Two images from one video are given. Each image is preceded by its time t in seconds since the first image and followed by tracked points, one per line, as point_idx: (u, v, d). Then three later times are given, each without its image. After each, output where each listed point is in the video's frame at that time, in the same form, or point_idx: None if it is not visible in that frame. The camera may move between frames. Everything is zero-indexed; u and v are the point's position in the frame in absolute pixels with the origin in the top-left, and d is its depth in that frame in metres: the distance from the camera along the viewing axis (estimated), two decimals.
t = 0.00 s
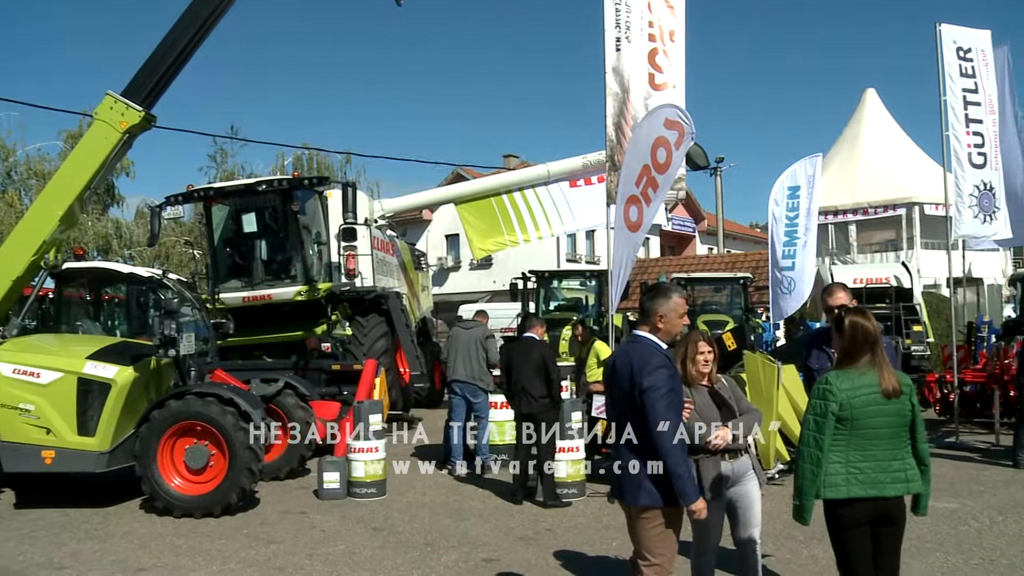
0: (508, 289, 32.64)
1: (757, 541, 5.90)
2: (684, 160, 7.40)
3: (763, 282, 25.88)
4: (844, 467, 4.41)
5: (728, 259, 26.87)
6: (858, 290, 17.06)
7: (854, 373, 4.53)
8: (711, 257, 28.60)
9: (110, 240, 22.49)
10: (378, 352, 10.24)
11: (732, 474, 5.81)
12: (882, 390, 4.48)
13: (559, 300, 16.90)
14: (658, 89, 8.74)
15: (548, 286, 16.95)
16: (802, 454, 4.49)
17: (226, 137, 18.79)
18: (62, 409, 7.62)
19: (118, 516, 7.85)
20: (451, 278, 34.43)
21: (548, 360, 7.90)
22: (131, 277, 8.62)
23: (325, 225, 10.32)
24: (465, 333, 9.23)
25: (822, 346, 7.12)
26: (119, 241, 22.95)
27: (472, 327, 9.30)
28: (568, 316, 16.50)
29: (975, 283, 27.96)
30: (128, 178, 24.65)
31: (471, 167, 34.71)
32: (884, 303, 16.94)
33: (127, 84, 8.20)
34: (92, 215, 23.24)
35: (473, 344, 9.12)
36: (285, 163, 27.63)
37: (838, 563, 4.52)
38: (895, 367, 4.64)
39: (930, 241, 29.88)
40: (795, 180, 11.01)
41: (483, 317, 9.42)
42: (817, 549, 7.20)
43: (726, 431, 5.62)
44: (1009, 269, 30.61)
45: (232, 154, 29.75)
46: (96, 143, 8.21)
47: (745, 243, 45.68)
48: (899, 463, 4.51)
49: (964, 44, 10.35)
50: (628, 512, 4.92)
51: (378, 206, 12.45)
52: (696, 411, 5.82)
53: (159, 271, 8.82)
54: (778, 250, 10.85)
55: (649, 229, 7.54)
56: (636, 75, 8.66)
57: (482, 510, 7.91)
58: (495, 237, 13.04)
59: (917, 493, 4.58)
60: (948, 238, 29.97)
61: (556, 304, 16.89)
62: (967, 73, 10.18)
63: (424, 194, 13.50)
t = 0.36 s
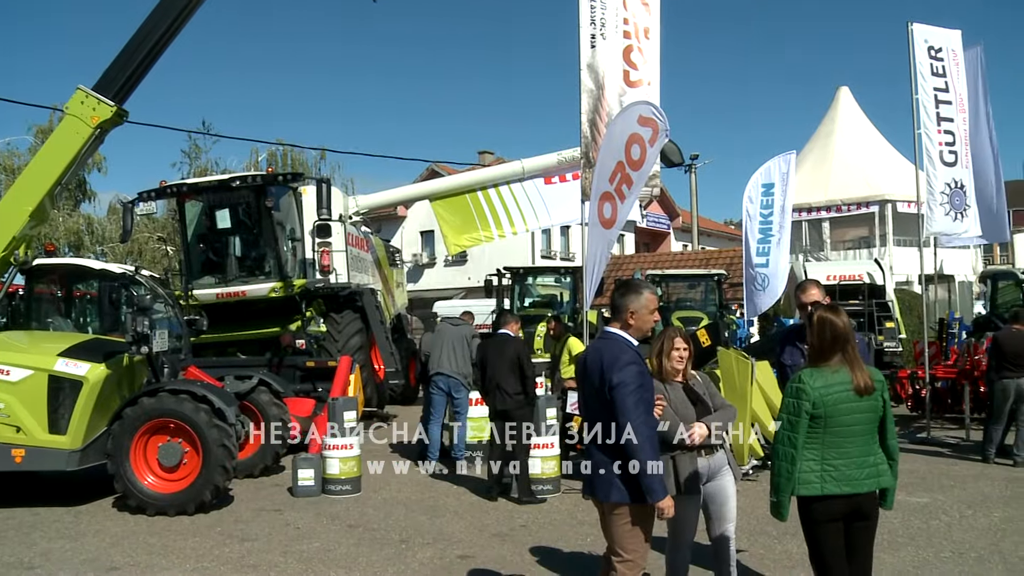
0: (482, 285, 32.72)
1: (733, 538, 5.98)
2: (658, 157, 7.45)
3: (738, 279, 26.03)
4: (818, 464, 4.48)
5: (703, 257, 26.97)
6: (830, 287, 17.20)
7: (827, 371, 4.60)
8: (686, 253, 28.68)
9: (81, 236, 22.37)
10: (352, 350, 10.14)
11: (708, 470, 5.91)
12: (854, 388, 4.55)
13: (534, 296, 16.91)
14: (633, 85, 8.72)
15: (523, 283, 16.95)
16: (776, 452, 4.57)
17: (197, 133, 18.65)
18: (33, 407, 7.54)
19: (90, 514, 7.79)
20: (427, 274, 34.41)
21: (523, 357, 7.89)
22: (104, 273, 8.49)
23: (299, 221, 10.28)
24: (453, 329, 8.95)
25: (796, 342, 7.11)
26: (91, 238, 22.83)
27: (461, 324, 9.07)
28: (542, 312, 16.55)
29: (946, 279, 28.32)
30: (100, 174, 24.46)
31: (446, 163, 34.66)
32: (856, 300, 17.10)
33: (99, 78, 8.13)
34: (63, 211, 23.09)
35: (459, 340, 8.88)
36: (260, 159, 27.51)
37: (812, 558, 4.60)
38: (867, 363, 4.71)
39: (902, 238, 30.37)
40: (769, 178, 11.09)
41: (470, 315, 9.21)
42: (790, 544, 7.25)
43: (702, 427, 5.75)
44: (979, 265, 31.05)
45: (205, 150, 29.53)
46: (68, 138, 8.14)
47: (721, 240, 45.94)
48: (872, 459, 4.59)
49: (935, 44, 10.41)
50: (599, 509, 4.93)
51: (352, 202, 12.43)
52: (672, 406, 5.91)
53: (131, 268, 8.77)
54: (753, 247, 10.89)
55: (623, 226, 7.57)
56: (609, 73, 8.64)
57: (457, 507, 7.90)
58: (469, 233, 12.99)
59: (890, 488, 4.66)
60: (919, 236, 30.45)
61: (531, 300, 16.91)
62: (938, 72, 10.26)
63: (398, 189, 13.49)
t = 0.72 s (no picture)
0: (465, 282, 32.73)
1: (714, 536, 6.00)
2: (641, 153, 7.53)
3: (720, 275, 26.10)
4: (800, 461, 4.54)
5: (686, 253, 27.00)
6: (812, 284, 17.26)
7: (809, 369, 4.66)
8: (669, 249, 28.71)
9: (62, 232, 22.26)
10: (335, 346, 10.32)
11: (690, 466, 5.94)
12: (835, 384, 4.60)
13: (517, 293, 16.91)
14: (615, 82, 8.63)
15: (506, 279, 16.89)
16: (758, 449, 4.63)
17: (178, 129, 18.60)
18: (12, 405, 7.46)
19: (71, 513, 7.75)
20: (410, 271, 34.36)
21: (506, 353, 7.90)
22: (84, 269, 8.43)
23: (282, 218, 10.16)
24: (441, 325, 8.91)
25: (778, 339, 6.97)
26: (71, 234, 22.71)
27: (448, 320, 9.02)
28: (526, 309, 16.59)
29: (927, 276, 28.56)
30: (79, 170, 24.31)
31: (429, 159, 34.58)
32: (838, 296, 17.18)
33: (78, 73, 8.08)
34: (42, 207, 22.96)
35: (447, 335, 8.85)
36: (242, 155, 27.39)
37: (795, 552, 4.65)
38: (850, 360, 4.74)
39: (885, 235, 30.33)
40: (753, 174, 11.07)
41: (457, 312, 9.17)
42: (773, 539, 7.28)
43: (683, 423, 5.80)
44: (960, 262, 31.32)
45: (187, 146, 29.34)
46: (47, 133, 8.08)
47: (704, 236, 46.09)
48: (856, 455, 4.63)
49: (916, 42, 10.49)
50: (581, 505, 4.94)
51: (335, 198, 12.37)
52: (654, 402, 5.97)
53: (113, 264, 8.73)
54: (736, 244, 10.95)
55: (606, 222, 7.60)
56: (593, 68, 8.59)
57: (440, 503, 7.90)
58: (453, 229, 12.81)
59: (874, 484, 4.69)
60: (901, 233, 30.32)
61: (514, 296, 16.91)
62: (919, 69, 10.30)
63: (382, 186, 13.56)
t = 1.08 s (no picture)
0: (442, 279, 32.68)
1: (690, 531, 6.06)
2: (616, 150, 7.64)
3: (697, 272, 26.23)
4: (784, 457, 4.60)
5: (663, 250, 27.09)
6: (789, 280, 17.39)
7: (793, 365, 4.71)
8: (645, 246, 28.81)
9: (33, 228, 22.02)
10: (311, 343, 10.18)
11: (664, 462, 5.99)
12: (818, 380, 4.67)
13: (493, 289, 16.92)
14: (592, 79, 8.68)
15: (483, 275, 16.92)
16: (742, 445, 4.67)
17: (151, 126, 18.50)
18: None
19: (43, 513, 7.66)
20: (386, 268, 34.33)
21: (482, 350, 7.89)
22: (57, 266, 8.37)
23: (258, 214, 10.22)
24: (419, 322, 8.82)
25: (754, 334, 6.83)
26: (43, 230, 22.47)
27: (425, 316, 8.96)
28: (502, 305, 16.57)
29: (900, 273, 28.89)
30: (51, 165, 24.06)
31: (406, 156, 34.50)
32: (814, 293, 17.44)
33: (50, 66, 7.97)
34: (13, 203, 22.71)
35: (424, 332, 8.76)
36: (217, 151, 27.26)
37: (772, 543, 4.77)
38: (830, 356, 4.82)
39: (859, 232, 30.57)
40: (729, 171, 11.17)
41: (435, 309, 9.12)
42: (748, 534, 7.31)
43: (658, 419, 5.85)
44: (932, 259, 31.72)
45: (161, 141, 29.01)
46: (19, 126, 8.05)
47: (680, 233, 46.32)
48: (835, 449, 4.72)
49: (891, 40, 10.56)
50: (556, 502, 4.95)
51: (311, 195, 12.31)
52: (631, 398, 5.96)
53: (85, 261, 8.63)
54: (713, 240, 11.04)
55: (582, 218, 7.69)
56: (570, 65, 8.59)
57: (417, 500, 7.89)
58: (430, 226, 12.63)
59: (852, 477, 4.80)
60: (875, 230, 30.63)
61: (491, 293, 16.92)
62: (893, 68, 10.38)
63: (358, 182, 13.45)
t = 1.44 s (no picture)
0: (411, 278, 32.62)
1: (659, 527, 6.09)
2: (585, 149, 7.70)
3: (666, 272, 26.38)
4: (754, 454, 4.64)
5: (631, 249, 27.19)
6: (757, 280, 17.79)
7: (764, 362, 4.75)
8: (614, 246, 28.92)
9: None
10: (280, 342, 10.14)
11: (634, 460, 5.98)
12: (788, 377, 4.72)
13: (463, 288, 16.90)
14: (562, 79, 8.68)
15: (452, 274, 16.91)
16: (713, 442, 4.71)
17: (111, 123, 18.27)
18: None
19: (4, 516, 7.52)
20: (354, 267, 34.25)
21: (451, 349, 7.88)
22: (18, 266, 8.26)
23: (226, 213, 10.13)
24: (386, 321, 8.87)
25: (722, 333, 6.70)
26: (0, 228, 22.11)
27: (394, 316, 8.99)
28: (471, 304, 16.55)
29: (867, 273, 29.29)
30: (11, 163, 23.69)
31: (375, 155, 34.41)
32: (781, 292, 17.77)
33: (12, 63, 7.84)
34: None
35: (393, 332, 8.81)
36: (183, 149, 27.03)
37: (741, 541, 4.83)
38: (800, 354, 4.88)
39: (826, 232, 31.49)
40: (698, 172, 11.26)
41: (404, 308, 9.15)
42: (716, 531, 7.34)
43: (629, 417, 5.91)
44: (898, 259, 32.20)
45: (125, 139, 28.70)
46: None
47: (648, 233, 46.61)
48: (805, 447, 4.76)
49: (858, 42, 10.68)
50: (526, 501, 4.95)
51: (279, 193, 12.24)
52: (599, 397, 6.02)
53: (48, 260, 8.56)
54: (682, 238, 11.10)
55: (550, 218, 7.72)
56: (540, 65, 8.62)
57: (386, 500, 7.86)
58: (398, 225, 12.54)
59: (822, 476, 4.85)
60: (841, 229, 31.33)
61: (460, 292, 16.89)
62: (860, 69, 10.53)
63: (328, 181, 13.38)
